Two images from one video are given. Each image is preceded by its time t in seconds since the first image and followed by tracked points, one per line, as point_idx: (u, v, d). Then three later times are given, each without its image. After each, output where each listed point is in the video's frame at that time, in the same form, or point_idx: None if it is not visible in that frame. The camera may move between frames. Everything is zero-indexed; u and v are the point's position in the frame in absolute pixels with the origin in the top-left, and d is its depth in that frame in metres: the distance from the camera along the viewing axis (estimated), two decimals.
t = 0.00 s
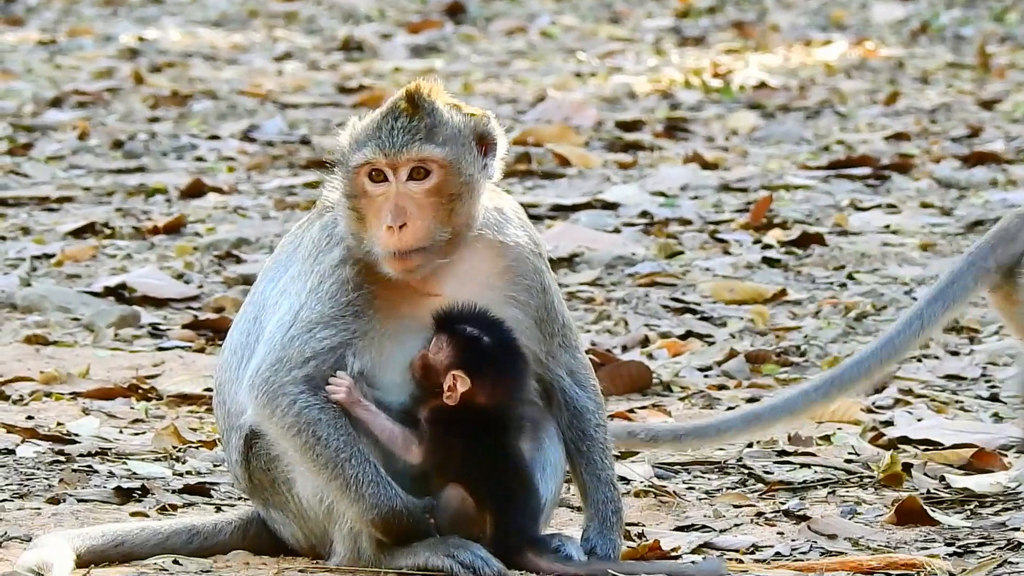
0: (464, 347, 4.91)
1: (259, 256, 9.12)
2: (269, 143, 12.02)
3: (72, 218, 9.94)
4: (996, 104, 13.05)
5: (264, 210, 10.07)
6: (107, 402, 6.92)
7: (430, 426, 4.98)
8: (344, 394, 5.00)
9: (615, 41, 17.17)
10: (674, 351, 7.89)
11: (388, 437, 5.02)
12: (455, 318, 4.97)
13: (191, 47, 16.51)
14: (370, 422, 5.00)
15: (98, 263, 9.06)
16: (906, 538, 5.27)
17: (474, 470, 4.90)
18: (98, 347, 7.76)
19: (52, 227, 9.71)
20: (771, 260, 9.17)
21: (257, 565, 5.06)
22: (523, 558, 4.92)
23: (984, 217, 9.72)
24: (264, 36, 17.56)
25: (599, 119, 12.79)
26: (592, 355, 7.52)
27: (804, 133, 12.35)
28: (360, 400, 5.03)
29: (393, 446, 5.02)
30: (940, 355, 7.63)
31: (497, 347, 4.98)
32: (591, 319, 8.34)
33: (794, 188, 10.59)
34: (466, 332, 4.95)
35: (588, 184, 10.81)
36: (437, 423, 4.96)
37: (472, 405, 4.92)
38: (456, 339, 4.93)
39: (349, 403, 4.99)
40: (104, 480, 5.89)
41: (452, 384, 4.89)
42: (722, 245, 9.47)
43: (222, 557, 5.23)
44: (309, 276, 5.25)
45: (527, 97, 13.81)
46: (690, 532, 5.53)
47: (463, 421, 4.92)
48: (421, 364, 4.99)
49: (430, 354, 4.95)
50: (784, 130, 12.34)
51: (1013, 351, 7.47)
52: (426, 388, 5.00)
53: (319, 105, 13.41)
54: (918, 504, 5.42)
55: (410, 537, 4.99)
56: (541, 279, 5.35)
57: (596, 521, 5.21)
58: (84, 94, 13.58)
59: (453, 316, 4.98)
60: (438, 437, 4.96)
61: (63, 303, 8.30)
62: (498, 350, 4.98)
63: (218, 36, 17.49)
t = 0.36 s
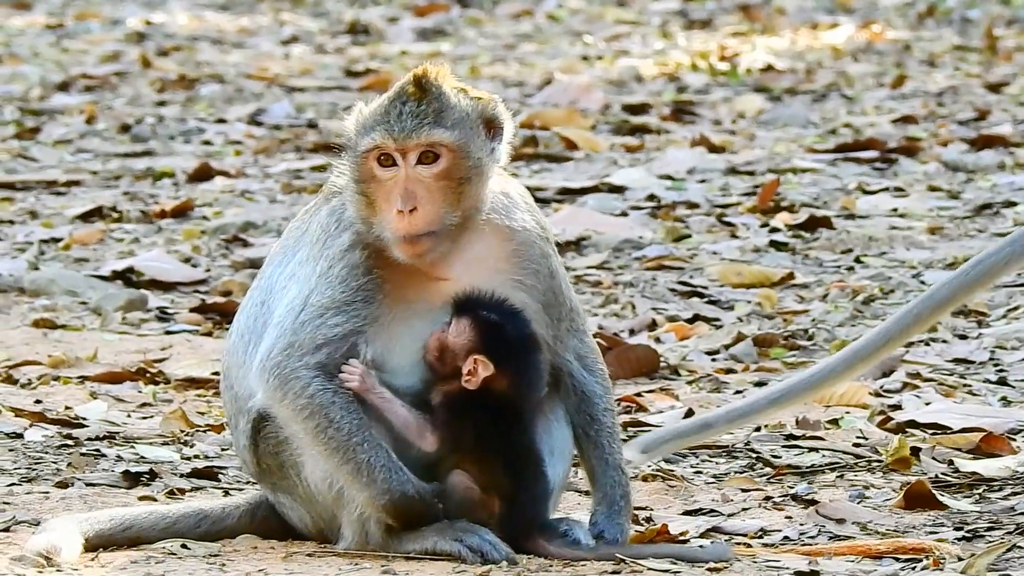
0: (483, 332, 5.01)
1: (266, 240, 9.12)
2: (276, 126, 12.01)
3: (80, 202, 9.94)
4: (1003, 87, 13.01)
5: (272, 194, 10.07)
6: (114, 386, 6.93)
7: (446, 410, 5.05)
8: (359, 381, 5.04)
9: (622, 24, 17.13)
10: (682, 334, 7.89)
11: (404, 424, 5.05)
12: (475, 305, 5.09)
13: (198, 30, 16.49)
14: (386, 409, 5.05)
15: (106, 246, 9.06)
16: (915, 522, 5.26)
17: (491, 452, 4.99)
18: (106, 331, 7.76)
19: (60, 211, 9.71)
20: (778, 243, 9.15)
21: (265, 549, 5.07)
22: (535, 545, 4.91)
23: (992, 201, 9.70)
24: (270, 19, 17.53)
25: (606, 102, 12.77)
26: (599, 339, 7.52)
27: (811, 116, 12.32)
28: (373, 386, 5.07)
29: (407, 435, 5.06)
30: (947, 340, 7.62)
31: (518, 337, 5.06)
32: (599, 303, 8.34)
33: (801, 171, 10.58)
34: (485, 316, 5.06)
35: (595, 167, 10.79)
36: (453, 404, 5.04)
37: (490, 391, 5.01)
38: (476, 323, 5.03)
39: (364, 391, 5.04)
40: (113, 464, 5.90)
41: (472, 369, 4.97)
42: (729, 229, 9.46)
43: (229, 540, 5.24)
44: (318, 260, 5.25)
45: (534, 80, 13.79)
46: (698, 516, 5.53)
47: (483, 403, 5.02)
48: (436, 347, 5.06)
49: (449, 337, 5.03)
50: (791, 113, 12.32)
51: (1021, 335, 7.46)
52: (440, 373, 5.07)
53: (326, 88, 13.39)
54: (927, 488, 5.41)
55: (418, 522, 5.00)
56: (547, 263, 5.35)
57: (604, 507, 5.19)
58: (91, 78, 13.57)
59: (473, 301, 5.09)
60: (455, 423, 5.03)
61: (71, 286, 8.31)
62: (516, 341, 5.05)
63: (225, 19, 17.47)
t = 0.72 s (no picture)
0: (518, 331, 5.01)
1: (303, 238, 9.11)
2: (312, 124, 11.99)
3: (117, 200, 9.94)
4: None
5: (308, 192, 10.05)
6: (151, 384, 6.92)
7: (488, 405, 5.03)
8: (396, 380, 5.01)
9: (657, 21, 17.07)
10: (719, 333, 7.84)
11: (442, 421, 5.04)
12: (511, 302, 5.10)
13: (233, 29, 16.51)
14: (424, 407, 5.03)
15: (142, 244, 9.06)
16: (953, 521, 5.21)
17: (526, 449, 4.95)
18: (143, 329, 7.76)
19: (97, 209, 9.71)
20: (815, 241, 9.08)
21: (303, 548, 5.04)
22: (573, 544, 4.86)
23: None
24: (306, 17, 17.53)
25: (642, 100, 12.72)
26: (637, 337, 7.48)
27: (847, 114, 12.24)
28: (411, 385, 5.04)
29: (446, 432, 5.04)
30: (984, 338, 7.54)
31: (554, 332, 5.07)
32: (635, 301, 8.29)
33: (837, 169, 10.51)
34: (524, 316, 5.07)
35: (632, 165, 10.75)
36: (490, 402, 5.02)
37: (527, 387, 4.99)
38: (511, 320, 5.05)
39: (402, 390, 5.01)
40: (149, 463, 5.88)
41: (508, 366, 4.96)
42: (766, 227, 9.40)
43: (266, 539, 5.22)
44: (355, 259, 5.22)
45: (570, 78, 13.75)
46: (736, 515, 5.48)
47: (516, 401, 4.99)
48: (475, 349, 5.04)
49: (485, 338, 5.02)
50: (827, 111, 12.24)
51: None
52: (478, 375, 5.06)
53: (362, 86, 13.37)
54: (965, 486, 5.35)
55: (454, 521, 4.96)
56: (584, 261, 5.31)
57: (642, 505, 5.17)
58: (128, 76, 13.59)
59: (511, 301, 5.10)
60: (494, 419, 5.01)
61: (108, 285, 8.30)
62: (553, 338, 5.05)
63: (261, 17, 17.48)
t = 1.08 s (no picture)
0: (548, 348, 4.95)
1: (337, 240, 9.10)
2: (346, 126, 11.99)
3: (151, 201, 9.95)
4: None
5: (342, 194, 10.04)
6: (185, 385, 6.91)
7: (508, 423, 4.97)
8: (424, 383, 4.98)
9: (691, 24, 17.03)
10: (753, 335, 7.79)
11: (465, 429, 5.02)
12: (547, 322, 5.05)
13: (267, 30, 16.53)
14: (449, 414, 5.01)
15: (176, 246, 9.06)
16: (987, 523, 5.16)
17: (555, 456, 4.89)
18: (177, 330, 7.75)
19: (131, 211, 9.72)
20: (849, 244, 9.03)
21: (336, 550, 5.02)
22: (606, 546, 4.83)
23: None
24: (340, 19, 17.54)
25: (676, 102, 12.67)
26: (670, 339, 7.43)
27: (881, 117, 12.18)
28: (440, 389, 5.01)
29: (467, 440, 5.03)
30: (1019, 341, 7.47)
31: (582, 354, 5.01)
32: (669, 303, 8.25)
33: (871, 172, 10.46)
34: (558, 337, 5.02)
35: (665, 167, 10.71)
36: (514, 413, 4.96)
37: (545, 407, 4.92)
38: (546, 340, 4.99)
39: (430, 393, 4.98)
40: (183, 464, 5.88)
41: (528, 381, 4.89)
42: (800, 229, 9.35)
43: (300, 541, 5.19)
44: (386, 261, 5.20)
45: (604, 80, 13.71)
46: (769, 517, 5.44)
47: (535, 418, 4.92)
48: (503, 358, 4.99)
49: (514, 348, 4.97)
50: (862, 114, 12.18)
51: None
52: (506, 386, 5.01)
53: (396, 88, 13.37)
54: (999, 489, 5.30)
55: (486, 523, 4.94)
56: (617, 263, 5.27)
57: (674, 508, 5.15)
58: (162, 77, 13.61)
59: (545, 318, 5.06)
60: (522, 431, 4.94)
61: (141, 286, 8.31)
62: (585, 359, 5.01)
63: (295, 19, 17.50)
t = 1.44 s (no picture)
0: (565, 361, 4.84)
1: (355, 239, 9.10)
2: (364, 125, 11.99)
3: (169, 200, 9.96)
4: None
5: (360, 193, 10.04)
6: (203, 385, 6.91)
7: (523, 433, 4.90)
8: (436, 384, 4.97)
9: (709, 23, 17.00)
10: (771, 335, 7.77)
11: (473, 433, 5.01)
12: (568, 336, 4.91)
13: (286, 29, 16.54)
14: (459, 418, 5.00)
15: (194, 245, 9.06)
16: (1004, 523, 5.14)
17: (578, 464, 4.81)
18: (194, 330, 7.75)
19: (149, 210, 9.72)
20: (867, 244, 9.00)
21: (353, 549, 5.01)
22: (626, 547, 4.80)
23: None
24: (358, 18, 17.54)
25: (694, 102, 12.65)
26: (688, 339, 7.41)
27: (900, 117, 12.14)
28: (451, 391, 5.01)
29: (474, 446, 5.01)
30: None
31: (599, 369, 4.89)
32: (687, 303, 8.23)
33: (889, 172, 10.43)
34: (575, 350, 4.89)
35: (683, 167, 10.69)
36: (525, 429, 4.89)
37: (559, 420, 4.81)
38: (563, 354, 4.86)
39: (442, 395, 4.97)
40: (201, 463, 5.87)
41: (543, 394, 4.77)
42: (818, 229, 9.32)
43: (318, 540, 5.19)
44: (403, 260, 5.18)
45: (623, 80, 13.69)
46: (786, 517, 5.43)
47: (552, 430, 4.83)
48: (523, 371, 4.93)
49: (533, 360, 4.89)
50: (880, 114, 12.14)
51: None
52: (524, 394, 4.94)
53: (414, 87, 13.36)
54: (1016, 489, 5.28)
55: (503, 523, 4.92)
56: (632, 264, 5.28)
57: (692, 509, 5.14)
58: (180, 76, 13.63)
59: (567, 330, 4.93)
60: (534, 441, 4.87)
61: (159, 285, 8.31)
62: (601, 373, 4.89)
63: (313, 18, 17.50)
